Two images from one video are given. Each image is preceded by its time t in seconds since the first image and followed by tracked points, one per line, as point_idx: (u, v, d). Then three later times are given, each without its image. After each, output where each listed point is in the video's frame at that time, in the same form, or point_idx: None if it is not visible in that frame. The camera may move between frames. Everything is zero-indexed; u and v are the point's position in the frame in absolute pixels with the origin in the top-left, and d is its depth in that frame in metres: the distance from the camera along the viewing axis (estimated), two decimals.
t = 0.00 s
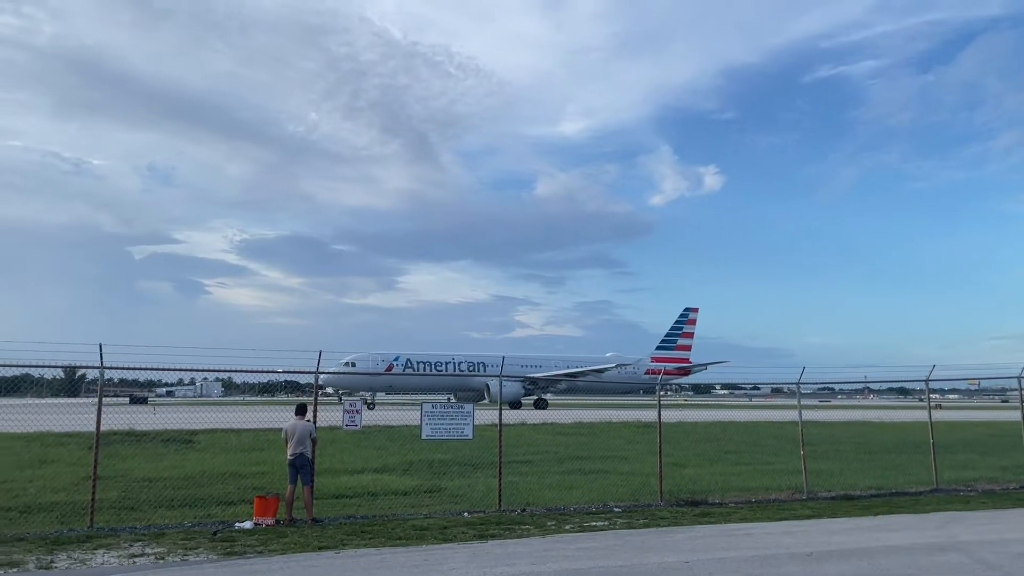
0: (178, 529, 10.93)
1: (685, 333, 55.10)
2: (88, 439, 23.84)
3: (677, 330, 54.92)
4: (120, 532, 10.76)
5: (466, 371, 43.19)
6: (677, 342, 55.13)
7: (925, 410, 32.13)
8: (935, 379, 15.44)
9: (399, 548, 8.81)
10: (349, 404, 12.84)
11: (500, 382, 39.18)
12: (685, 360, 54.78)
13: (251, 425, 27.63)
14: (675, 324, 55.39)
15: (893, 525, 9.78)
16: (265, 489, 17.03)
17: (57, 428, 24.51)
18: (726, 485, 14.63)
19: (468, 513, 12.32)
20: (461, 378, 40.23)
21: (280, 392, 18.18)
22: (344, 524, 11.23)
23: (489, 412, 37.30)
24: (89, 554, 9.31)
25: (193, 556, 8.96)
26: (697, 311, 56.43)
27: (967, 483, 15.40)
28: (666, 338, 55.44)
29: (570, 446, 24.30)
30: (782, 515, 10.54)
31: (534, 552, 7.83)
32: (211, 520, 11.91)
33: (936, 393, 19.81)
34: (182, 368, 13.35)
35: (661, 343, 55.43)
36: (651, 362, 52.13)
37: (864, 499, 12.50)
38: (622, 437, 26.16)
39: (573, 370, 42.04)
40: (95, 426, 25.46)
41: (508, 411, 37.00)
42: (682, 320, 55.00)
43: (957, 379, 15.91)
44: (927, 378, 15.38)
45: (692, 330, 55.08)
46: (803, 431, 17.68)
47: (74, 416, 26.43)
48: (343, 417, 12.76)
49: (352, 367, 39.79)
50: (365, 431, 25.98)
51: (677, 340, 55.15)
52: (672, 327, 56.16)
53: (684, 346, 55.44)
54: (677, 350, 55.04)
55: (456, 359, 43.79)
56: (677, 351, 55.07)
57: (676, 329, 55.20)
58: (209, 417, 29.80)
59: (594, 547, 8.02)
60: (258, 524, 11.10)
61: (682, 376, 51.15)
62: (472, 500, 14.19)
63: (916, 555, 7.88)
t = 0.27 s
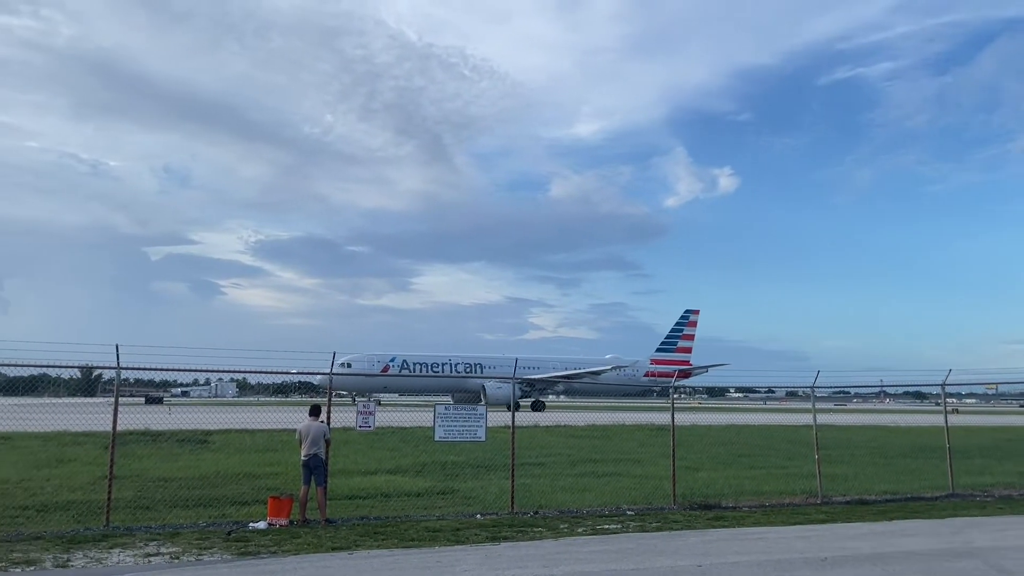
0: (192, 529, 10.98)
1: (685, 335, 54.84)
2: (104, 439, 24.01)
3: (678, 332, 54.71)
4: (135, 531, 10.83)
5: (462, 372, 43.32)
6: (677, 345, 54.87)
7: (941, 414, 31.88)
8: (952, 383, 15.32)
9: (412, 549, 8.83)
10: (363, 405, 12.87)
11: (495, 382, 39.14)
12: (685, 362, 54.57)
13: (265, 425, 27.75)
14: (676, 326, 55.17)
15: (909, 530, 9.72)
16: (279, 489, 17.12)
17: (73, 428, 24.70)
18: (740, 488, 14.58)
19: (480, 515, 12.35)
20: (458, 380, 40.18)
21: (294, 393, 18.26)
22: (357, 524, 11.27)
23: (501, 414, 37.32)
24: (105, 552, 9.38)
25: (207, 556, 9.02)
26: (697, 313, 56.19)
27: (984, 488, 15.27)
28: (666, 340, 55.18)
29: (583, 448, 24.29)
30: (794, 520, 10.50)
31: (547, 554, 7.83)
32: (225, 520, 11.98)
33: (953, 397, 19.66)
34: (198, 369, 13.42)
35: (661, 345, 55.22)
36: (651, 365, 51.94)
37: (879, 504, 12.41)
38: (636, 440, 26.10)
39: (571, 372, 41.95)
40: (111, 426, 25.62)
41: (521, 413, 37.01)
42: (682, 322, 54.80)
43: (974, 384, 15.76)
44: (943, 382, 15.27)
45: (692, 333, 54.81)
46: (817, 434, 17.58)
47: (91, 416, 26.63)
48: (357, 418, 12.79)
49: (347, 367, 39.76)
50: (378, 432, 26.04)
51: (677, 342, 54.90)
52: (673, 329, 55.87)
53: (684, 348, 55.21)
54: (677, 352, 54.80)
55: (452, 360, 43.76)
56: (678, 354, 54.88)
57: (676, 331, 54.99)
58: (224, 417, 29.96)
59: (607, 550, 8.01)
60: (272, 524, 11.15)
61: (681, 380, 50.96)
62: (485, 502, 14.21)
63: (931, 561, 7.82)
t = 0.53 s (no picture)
0: (209, 526, 11.06)
1: (688, 335, 54.61)
2: (123, 436, 24.22)
3: (680, 332, 54.46)
4: (153, 527, 10.91)
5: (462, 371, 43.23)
6: (679, 345, 54.63)
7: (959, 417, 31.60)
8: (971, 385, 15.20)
9: (427, 547, 8.87)
10: (379, 403, 12.91)
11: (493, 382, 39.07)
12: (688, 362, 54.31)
13: (282, 424, 27.88)
14: (678, 326, 54.91)
15: (929, 533, 9.65)
16: (296, 487, 17.22)
17: (93, 425, 24.92)
18: (756, 490, 14.52)
19: (496, 514, 12.37)
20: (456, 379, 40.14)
21: (310, 391, 18.36)
22: (373, 523, 11.32)
23: (515, 413, 37.33)
24: (124, 548, 9.46)
25: (224, 553, 9.08)
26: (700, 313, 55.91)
27: (1004, 491, 15.14)
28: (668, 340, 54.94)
29: (598, 449, 24.27)
30: (812, 521, 10.45)
31: (562, 553, 7.85)
32: (242, 517, 12.06)
33: (972, 400, 19.50)
34: (216, 367, 13.51)
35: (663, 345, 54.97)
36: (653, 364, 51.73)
37: (897, 506, 12.34)
38: (651, 440, 26.05)
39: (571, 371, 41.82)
40: (129, 423, 25.83)
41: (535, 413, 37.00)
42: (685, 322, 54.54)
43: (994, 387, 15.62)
44: (963, 384, 15.16)
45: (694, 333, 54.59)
46: (834, 436, 17.48)
47: (110, 413, 26.85)
48: (373, 416, 12.83)
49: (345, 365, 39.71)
50: (394, 431, 26.11)
51: (679, 342, 54.66)
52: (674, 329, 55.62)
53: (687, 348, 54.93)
54: (678, 352, 54.53)
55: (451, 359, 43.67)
56: (680, 354, 54.62)
57: (678, 331, 54.74)
58: (241, 415, 30.15)
59: (622, 550, 8.00)
60: (288, 522, 11.22)
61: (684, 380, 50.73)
62: (500, 501, 14.22)
63: (950, 564, 7.77)
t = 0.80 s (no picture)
0: (233, 520, 11.17)
1: (695, 333, 54.36)
2: (148, 431, 24.51)
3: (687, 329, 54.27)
4: (177, 521, 11.04)
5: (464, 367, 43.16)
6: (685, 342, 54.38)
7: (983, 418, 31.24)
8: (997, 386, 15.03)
9: (449, 543, 8.91)
10: (401, 400, 12.97)
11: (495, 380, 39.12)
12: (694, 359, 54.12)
13: (303, 419, 28.06)
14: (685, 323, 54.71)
15: (955, 534, 9.56)
16: (318, 482, 17.36)
17: (118, 419, 25.23)
18: (777, 489, 14.45)
19: (517, 511, 12.40)
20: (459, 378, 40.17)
21: (332, 387, 18.49)
22: (395, 518, 11.39)
23: (535, 411, 37.36)
24: (150, 541, 9.59)
25: (248, 547, 9.18)
26: (707, 311, 55.60)
27: None
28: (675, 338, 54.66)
29: (619, 447, 24.24)
30: (835, 522, 10.39)
31: (583, 551, 7.86)
32: (265, 511, 12.18)
33: (998, 401, 19.27)
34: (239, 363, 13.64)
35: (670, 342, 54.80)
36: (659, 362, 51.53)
37: (922, 507, 12.23)
38: (672, 439, 25.97)
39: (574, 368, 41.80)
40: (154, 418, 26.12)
41: (555, 411, 37.00)
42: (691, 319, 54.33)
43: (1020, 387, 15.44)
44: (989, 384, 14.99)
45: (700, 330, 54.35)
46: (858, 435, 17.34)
47: (135, 408, 27.16)
48: (395, 413, 12.89)
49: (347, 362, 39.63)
50: (415, 427, 26.23)
51: (686, 340, 54.42)
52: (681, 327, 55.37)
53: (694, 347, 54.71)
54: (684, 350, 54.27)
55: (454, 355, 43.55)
56: (687, 351, 54.46)
57: (685, 329, 54.55)
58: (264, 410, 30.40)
59: (643, 549, 8.01)
60: (311, 516, 11.31)
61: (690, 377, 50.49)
62: (521, 499, 14.25)
63: (977, 566, 7.69)
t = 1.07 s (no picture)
0: (267, 512, 11.30)
1: (708, 329, 54.04)
2: (182, 424, 24.85)
3: (699, 325, 53.88)
4: (213, 513, 11.19)
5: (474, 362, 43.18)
6: (698, 338, 54.06)
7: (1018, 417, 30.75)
8: None
9: (481, 537, 8.95)
10: (432, 394, 13.03)
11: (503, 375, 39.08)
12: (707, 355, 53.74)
13: (333, 413, 28.26)
14: (698, 319, 54.32)
15: (994, 534, 9.43)
16: (349, 476, 17.52)
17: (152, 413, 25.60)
18: (809, 487, 14.34)
19: (547, 506, 12.42)
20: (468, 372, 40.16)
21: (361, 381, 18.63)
22: (426, 512, 11.47)
23: (561, 407, 37.36)
24: (186, 532, 9.73)
25: (283, 538, 9.30)
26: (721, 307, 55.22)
27: None
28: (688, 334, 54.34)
29: (647, 444, 24.18)
30: (870, 520, 10.30)
31: (617, 547, 7.87)
32: (299, 503, 12.32)
33: None
34: (272, 358, 13.79)
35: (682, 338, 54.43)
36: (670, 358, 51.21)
37: (958, 506, 12.08)
38: (702, 436, 25.85)
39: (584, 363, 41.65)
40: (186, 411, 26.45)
41: (582, 408, 36.97)
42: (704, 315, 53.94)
43: None
44: None
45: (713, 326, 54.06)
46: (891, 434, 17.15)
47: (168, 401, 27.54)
48: (426, 407, 12.95)
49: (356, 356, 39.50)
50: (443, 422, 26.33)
51: (699, 336, 54.11)
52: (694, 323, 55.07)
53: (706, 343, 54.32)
54: (697, 346, 53.93)
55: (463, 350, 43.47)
56: (699, 347, 54.07)
57: (697, 325, 54.17)
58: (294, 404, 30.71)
59: (676, 545, 7.98)
60: (344, 509, 11.43)
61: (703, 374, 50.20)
62: (551, 494, 14.27)
63: (1018, 566, 7.58)
